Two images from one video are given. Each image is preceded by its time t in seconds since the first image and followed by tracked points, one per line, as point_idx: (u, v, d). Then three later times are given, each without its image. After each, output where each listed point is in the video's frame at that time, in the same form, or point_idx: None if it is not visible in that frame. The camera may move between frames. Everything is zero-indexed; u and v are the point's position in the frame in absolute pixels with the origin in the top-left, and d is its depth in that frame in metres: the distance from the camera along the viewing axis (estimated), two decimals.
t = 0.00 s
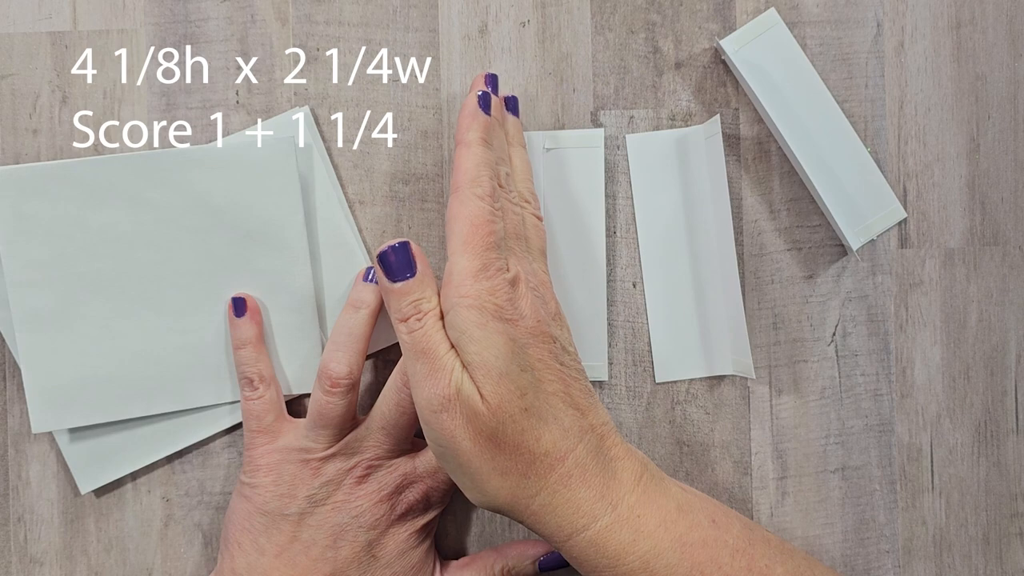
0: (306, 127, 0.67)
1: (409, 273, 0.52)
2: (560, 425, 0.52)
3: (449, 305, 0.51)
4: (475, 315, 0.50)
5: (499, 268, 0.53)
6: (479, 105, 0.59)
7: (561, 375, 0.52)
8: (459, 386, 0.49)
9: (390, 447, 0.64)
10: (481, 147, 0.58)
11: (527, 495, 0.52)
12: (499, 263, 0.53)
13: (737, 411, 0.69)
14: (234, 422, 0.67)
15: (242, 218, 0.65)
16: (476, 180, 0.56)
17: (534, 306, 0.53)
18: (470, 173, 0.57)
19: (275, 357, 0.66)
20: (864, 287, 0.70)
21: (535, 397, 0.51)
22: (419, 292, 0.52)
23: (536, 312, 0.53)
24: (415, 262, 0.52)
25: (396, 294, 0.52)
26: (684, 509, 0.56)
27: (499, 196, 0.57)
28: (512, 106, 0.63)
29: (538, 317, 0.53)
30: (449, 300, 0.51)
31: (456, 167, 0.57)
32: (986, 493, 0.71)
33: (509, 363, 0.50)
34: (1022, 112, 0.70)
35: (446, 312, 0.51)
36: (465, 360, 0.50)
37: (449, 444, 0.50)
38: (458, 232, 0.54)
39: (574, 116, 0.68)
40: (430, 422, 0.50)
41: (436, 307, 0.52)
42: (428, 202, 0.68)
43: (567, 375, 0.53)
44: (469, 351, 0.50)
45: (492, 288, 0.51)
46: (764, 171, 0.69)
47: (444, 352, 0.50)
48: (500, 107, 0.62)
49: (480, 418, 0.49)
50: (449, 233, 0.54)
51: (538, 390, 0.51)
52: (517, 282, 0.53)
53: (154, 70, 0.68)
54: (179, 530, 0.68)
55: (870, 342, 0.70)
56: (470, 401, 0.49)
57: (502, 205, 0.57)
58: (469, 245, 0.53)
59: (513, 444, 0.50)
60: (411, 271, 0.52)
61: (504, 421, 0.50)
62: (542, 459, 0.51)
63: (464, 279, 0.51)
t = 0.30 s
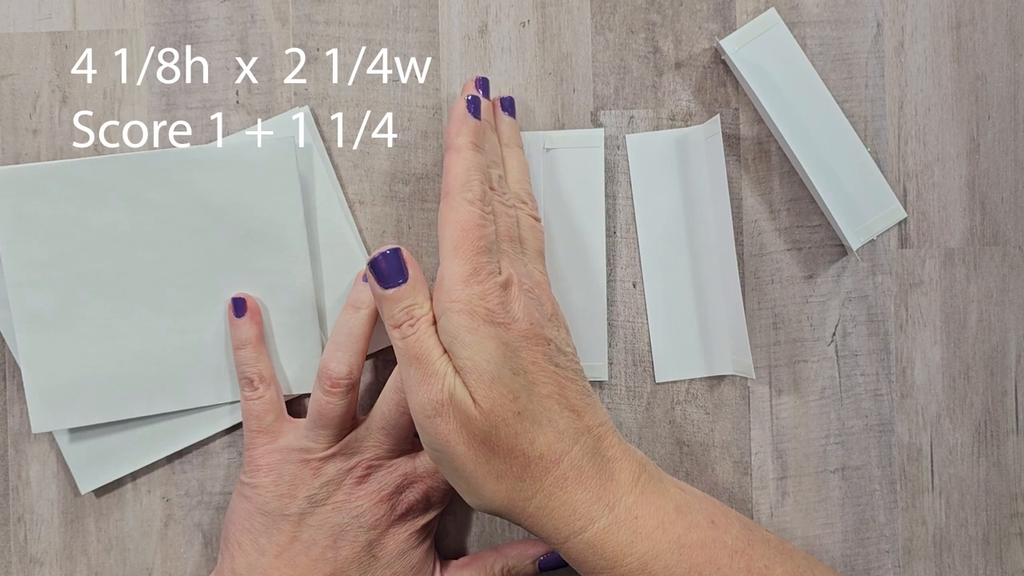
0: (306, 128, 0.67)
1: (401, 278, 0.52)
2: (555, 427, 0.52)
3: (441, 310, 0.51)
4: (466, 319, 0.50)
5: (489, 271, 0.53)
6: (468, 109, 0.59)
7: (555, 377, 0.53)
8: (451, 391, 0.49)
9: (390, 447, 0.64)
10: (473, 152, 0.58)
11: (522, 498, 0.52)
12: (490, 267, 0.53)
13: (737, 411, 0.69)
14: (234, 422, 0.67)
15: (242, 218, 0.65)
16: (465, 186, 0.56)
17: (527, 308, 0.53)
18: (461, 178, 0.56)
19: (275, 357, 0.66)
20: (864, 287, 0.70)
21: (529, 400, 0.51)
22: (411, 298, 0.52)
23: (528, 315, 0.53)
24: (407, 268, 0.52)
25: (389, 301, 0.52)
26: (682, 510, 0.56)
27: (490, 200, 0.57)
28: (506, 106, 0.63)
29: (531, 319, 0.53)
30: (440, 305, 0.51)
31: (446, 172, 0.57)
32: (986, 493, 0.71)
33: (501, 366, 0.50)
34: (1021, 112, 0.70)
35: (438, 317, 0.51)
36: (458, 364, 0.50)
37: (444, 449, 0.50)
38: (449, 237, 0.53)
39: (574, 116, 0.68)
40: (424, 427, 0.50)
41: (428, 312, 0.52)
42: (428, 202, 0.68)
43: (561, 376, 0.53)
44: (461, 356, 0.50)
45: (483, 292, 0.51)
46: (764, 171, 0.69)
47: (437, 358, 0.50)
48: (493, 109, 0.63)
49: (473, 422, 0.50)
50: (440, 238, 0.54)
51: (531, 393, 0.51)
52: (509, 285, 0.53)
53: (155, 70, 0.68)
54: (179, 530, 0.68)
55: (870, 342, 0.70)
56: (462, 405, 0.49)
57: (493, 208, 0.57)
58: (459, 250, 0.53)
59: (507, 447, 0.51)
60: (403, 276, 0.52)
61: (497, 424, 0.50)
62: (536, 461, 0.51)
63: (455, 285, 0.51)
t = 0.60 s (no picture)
0: (306, 127, 0.67)
1: (415, 281, 0.52)
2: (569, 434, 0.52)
3: (455, 313, 0.51)
4: (481, 324, 0.50)
5: (504, 275, 0.52)
6: (481, 112, 0.59)
7: (568, 383, 0.53)
8: (465, 396, 0.50)
9: (390, 447, 0.64)
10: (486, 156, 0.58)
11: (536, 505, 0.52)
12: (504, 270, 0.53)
13: (737, 411, 0.69)
14: (234, 422, 0.67)
15: (243, 218, 0.65)
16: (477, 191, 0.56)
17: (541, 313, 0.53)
18: (474, 183, 0.57)
19: (274, 357, 0.66)
20: (864, 287, 0.70)
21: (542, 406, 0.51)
22: (424, 301, 0.52)
23: (542, 320, 0.53)
24: (420, 271, 0.53)
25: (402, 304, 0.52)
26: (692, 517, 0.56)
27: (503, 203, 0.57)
28: (515, 107, 0.62)
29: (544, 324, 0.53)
30: (454, 308, 0.51)
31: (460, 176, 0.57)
32: (986, 493, 0.71)
33: (516, 372, 0.50)
34: (1022, 112, 0.70)
35: (452, 321, 0.51)
36: (472, 369, 0.50)
37: (457, 454, 0.50)
38: (463, 240, 0.54)
39: (574, 116, 0.68)
40: (437, 432, 0.50)
41: (442, 316, 0.52)
42: (428, 202, 0.68)
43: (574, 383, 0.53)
44: (476, 360, 0.50)
45: (498, 296, 0.51)
46: (764, 171, 0.69)
47: (451, 362, 0.51)
48: (501, 111, 0.62)
49: (488, 428, 0.50)
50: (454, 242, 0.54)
51: (545, 399, 0.51)
52: (523, 289, 0.53)
53: (155, 70, 0.68)
54: (179, 530, 0.68)
55: (870, 342, 0.70)
56: (476, 410, 0.49)
57: (505, 211, 0.57)
58: (474, 254, 0.53)
59: (521, 454, 0.51)
60: (416, 278, 0.52)
61: (511, 430, 0.50)
62: (550, 468, 0.51)
63: (470, 288, 0.51)
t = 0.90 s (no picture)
0: (306, 127, 0.67)
1: (454, 277, 0.50)
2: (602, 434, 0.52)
3: (492, 310, 0.50)
4: (519, 320, 0.49)
5: (539, 273, 0.51)
6: (516, 115, 0.60)
7: (601, 383, 0.52)
8: (502, 391, 0.49)
9: (390, 447, 0.64)
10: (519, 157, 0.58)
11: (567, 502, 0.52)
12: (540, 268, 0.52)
13: (737, 411, 0.69)
14: (234, 422, 0.67)
15: (243, 218, 0.65)
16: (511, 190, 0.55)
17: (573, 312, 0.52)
18: (510, 182, 0.56)
19: (274, 357, 0.66)
20: (864, 287, 0.70)
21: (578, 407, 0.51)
22: (461, 297, 0.50)
23: (576, 320, 0.52)
24: (459, 265, 0.51)
25: (438, 300, 0.50)
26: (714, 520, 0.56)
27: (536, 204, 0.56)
28: (545, 115, 0.64)
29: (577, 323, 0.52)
30: (491, 305, 0.50)
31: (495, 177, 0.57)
32: (986, 493, 0.71)
33: (553, 369, 0.50)
34: (1022, 112, 0.70)
35: (488, 318, 0.50)
36: (508, 365, 0.50)
37: (490, 449, 0.50)
38: (500, 239, 0.52)
39: (574, 116, 0.68)
40: (470, 426, 0.49)
41: (478, 311, 0.51)
42: (428, 202, 0.68)
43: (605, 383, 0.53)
44: (513, 357, 0.49)
45: (535, 294, 0.50)
46: (764, 171, 0.69)
47: (487, 357, 0.50)
48: (533, 117, 0.64)
49: (523, 424, 0.49)
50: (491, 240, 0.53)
51: (579, 398, 0.51)
52: (557, 287, 0.52)
53: (155, 70, 0.68)
54: (179, 530, 0.68)
55: (869, 342, 0.70)
56: (512, 406, 0.49)
57: (539, 213, 0.56)
58: (512, 252, 0.51)
59: (555, 451, 0.50)
60: (455, 274, 0.50)
61: (546, 427, 0.50)
62: (581, 467, 0.51)
63: (507, 285, 0.50)
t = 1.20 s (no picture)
0: (306, 128, 0.67)
1: (477, 281, 0.49)
2: (629, 442, 0.49)
3: (521, 317, 0.48)
4: (548, 328, 0.48)
5: (568, 280, 0.50)
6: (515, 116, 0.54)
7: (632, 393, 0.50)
8: (531, 399, 0.47)
9: (390, 447, 0.64)
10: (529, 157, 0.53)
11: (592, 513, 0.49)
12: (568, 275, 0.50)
13: (736, 411, 0.69)
14: (234, 422, 0.67)
15: (243, 218, 0.65)
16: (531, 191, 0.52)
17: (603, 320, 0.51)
18: (528, 180, 0.52)
19: (274, 357, 0.66)
20: (864, 287, 0.70)
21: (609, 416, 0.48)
22: (485, 302, 0.49)
23: (605, 327, 0.51)
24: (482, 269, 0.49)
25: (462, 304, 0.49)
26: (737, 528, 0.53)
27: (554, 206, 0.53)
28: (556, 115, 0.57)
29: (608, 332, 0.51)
30: (520, 312, 0.48)
31: (505, 173, 0.53)
32: (986, 493, 0.71)
33: (585, 376, 0.48)
34: (1022, 112, 0.70)
35: (515, 324, 0.49)
36: (538, 374, 0.48)
37: (518, 459, 0.47)
38: (521, 243, 0.50)
39: (574, 116, 0.68)
40: (497, 436, 0.47)
41: (504, 318, 0.49)
42: (428, 202, 0.68)
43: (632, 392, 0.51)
44: (542, 365, 0.48)
45: (564, 300, 0.49)
46: (764, 171, 0.69)
47: (514, 365, 0.48)
48: (541, 117, 0.57)
49: (552, 435, 0.47)
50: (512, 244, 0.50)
51: (611, 408, 0.49)
52: (586, 290, 0.50)
53: (155, 70, 0.68)
54: (179, 530, 0.68)
55: (869, 342, 0.70)
56: (541, 415, 0.47)
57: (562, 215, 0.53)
58: (536, 257, 0.49)
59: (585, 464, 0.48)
60: (480, 279, 0.49)
61: (576, 438, 0.47)
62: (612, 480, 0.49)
63: (535, 291, 0.49)
